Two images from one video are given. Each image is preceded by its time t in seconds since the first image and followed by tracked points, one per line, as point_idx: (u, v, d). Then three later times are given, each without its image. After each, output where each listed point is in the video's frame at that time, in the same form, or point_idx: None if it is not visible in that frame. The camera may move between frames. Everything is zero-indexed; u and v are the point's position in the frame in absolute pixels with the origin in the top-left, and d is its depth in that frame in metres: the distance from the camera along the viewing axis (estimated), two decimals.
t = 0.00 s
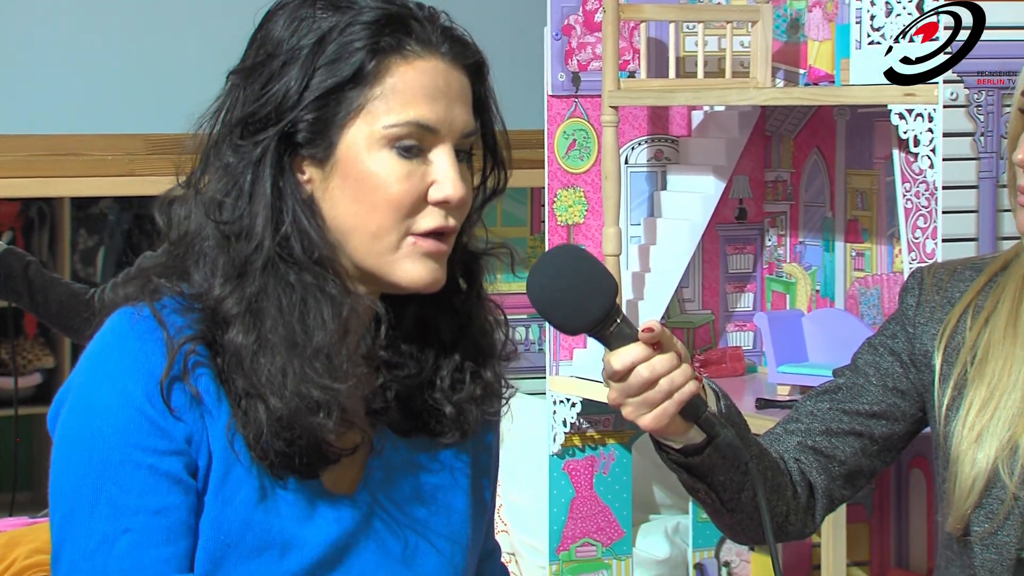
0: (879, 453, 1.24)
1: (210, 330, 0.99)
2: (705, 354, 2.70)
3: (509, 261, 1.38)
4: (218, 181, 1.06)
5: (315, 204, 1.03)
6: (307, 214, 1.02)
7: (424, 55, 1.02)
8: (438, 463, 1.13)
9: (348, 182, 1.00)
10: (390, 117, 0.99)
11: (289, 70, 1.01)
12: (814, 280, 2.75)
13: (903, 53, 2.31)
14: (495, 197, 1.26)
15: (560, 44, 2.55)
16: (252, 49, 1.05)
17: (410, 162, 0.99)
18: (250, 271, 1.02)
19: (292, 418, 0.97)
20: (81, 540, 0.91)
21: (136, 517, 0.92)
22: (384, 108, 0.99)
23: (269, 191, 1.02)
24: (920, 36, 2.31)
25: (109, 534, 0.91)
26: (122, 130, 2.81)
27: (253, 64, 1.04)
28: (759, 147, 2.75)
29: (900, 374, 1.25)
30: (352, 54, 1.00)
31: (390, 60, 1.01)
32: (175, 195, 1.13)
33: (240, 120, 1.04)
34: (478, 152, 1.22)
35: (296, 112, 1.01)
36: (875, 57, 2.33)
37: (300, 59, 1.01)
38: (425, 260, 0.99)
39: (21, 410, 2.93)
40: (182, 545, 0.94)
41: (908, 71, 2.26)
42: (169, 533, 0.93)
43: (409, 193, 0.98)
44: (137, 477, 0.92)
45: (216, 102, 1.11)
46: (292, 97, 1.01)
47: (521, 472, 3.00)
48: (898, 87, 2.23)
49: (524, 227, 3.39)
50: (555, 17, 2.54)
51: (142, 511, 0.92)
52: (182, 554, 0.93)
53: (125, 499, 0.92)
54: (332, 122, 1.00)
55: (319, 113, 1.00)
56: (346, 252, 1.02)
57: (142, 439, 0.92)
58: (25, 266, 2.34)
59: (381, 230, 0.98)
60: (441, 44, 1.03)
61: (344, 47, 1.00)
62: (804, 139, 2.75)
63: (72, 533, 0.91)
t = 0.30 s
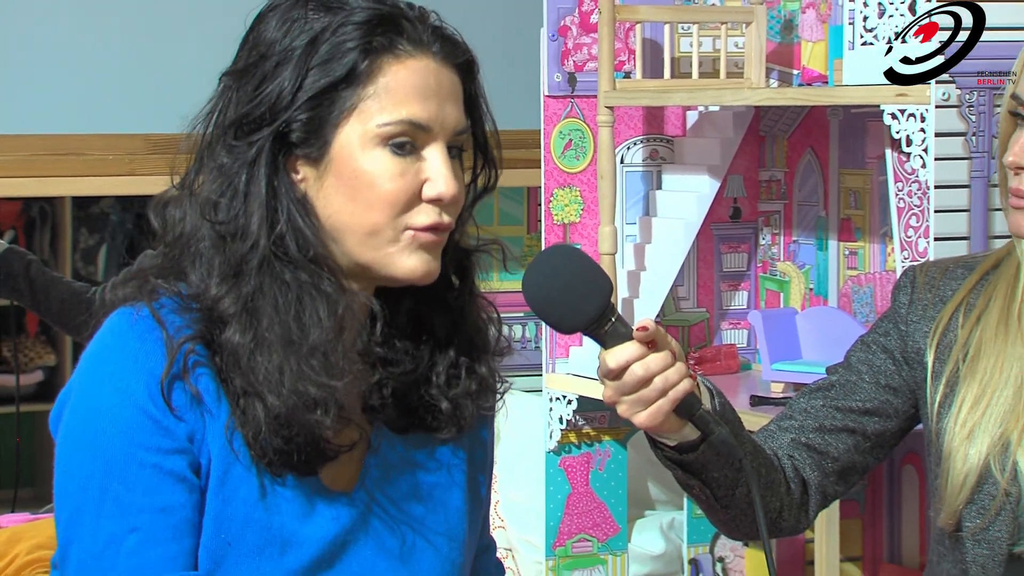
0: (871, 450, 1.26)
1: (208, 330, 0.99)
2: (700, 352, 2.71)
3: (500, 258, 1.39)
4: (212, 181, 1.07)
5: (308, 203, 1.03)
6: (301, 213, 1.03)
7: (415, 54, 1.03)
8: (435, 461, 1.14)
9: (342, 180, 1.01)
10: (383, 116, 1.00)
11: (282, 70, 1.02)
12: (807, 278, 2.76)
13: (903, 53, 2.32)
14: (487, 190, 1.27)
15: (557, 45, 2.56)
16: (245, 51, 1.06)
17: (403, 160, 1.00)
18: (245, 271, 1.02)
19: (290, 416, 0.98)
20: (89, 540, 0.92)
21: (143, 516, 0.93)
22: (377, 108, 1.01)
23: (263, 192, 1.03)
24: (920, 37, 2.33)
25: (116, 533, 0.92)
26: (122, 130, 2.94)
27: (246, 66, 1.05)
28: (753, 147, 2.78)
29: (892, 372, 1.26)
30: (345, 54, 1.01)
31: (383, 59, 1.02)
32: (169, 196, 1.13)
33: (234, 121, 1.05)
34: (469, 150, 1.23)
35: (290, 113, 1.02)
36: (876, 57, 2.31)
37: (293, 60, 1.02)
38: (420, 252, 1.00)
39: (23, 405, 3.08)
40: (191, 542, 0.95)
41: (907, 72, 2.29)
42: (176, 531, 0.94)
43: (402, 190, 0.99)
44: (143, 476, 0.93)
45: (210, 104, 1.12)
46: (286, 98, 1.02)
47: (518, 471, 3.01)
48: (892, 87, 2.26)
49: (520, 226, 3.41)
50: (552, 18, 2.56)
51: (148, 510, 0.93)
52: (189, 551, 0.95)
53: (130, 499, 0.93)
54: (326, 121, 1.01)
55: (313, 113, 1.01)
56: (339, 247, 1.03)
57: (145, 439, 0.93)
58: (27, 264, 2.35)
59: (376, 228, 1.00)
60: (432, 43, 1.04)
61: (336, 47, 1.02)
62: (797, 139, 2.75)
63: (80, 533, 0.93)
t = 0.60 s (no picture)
0: (863, 445, 1.27)
1: (210, 330, 1.00)
2: (694, 349, 2.73)
3: (496, 257, 1.39)
4: (218, 182, 1.07)
5: (315, 203, 1.04)
6: (309, 214, 1.04)
7: (420, 55, 1.04)
8: (436, 461, 1.15)
9: (349, 180, 1.02)
10: (391, 116, 1.02)
11: (289, 73, 1.02)
12: (801, 277, 2.77)
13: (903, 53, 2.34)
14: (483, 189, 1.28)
15: (553, 46, 2.57)
16: (248, 54, 1.06)
17: (411, 159, 1.01)
18: (251, 271, 1.03)
19: (290, 418, 0.99)
20: (86, 536, 0.94)
21: (141, 512, 0.94)
22: (384, 108, 1.02)
23: (272, 192, 1.04)
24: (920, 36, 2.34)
25: (114, 529, 0.94)
26: (122, 130, 2.96)
27: (251, 70, 1.05)
28: (747, 147, 2.79)
29: (885, 367, 1.28)
30: (351, 55, 1.02)
31: (389, 61, 1.03)
32: (172, 198, 1.15)
33: (240, 125, 1.06)
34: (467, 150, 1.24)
35: (299, 116, 1.03)
36: (874, 58, 2.34)
37: (299, 63, 1.02)
38: (429, 251, 1.02)
39: (26, 401, 3.15)
40: (184, 540, 0.96)
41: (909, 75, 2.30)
42: (174, 528, 0.95)
43: (411, 188, 1.01)
44: (142, 473, 0.94)
45: (213, 106, 1.13)
46: (294, 102, 1.02)
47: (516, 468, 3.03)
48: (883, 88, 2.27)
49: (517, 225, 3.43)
50: (547, 20, 2.57)
51: (147, 506, 0.94)
52: (183, 549, 0.96)
53: (129, 495, 0.94)
54: (335, 122, 1.03)
55: (322, 115, 1.02)
56: (347, 250, 1.05)
57: (145, 437, 0.95)
58: (30, 262, 2.38)
59: (385, 225, 1.01)
60: (436, 43, 1.06)
61: (342, 49, 1.03)
62: (791, 139, 2.77)
63: (78, 529, 0.94)
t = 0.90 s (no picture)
0: (856, 442, 1.29)
1: (213, 333, 1.01)
2: (690, 347, 2.74)
3: (492, 255, 1.40)
4: (224, 190, 1.07)
5: (321, 207, 1.06)
6: (316, 216, 1.05)
7: (424, 58, 1.05)
8: (438, 463, 1.16)
9: (357, 182, 1.03)
10: (397, 119, 1.03)
11: (296, 77, 1.03)
12: (795, 276, 2.77)
13: (903, 53, 2.31)
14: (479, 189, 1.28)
15: (550, 47, 2.59)
16: (250, 57, 1.07)
17: (417, 161, 1.03)
18: (258, 274, 1.04)
19: (295, 420, 1.00)
20: (84, 539, 0.95)
21: (138, 515, 0.95)
22: (390, 111, 1.03)
23: (281, 194, 1.04)
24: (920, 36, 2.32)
25: (110, 531, 0.94)
26: (123, 130, 2.98)
27: (256, 74, 1.06)
28: (742, 147, 2.82)
29: (877, 365, 1.30)
30: (358, 58, 1.03)
31: (396, 64, 1.04)
32: (173, 199, 1.15)
33: (247, 128, 1.07)
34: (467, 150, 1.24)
35: (307, 120, 1.03)
36: (874, 57, 2.33)
37: (305, 68, 1.03)
38: (433, 250, 1.04)
39: (27, 400, 3.25)
40: (181, 543, 0.97)
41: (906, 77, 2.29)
42: (169, 531, 0.96)
43: (417, 190, 1.02)
44: (138, 476, 0.95)
45: (215, 108, 1.13)
46: (301, 106, 1.03)
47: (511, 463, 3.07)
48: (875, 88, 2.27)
49: (514, 224, 3.45)
50: (545, 21, 2.58)
51: (143, 510, 0.95)
52: (180, 551, 0.97)
53: (126, 498, 0.95)
54: (343, 125, 1.03)
55: (329, 118, 1.03)
56: (354, 246, 1.05)
57: (143, 440, 0.96)
58: (32, 262, 2.39)
59: (391, 227, 1.02)
60: (439, 46, 1.07)
61: (349, 53, 1.03)
62: (785, 140, 2.76)
63: (76, 531, 0.95)
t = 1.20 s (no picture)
0: (846, 437, 1.30)
1: (212, 333, 1.03)
2: (683, 344, 2.76)
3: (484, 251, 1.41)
4: (224, 190, 1.08)
5: (322, 207, 1.07)
6: (318, 215, 1.06)
7: (424, 59, 1.07)
8: (435, 457, 1.18)
9: (357, 182, 1.05)
10: (397, 120, 1.05)
11: (297, 77, 1.04)
12: (787, 273, 2.80)
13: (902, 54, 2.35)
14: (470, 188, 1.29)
15: (546, 48, 2.59)
16: (250, 58, 1.08)
17: (417, 160, 1.05)
18: (261, 273, 1.06)
19: (294, 417, 1.01)
20: (83, 529, 0.96)
21: (139, 505, 0.96)
22: (390, 111, 1.05)
23: (283, 194, 1.05)
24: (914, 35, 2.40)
25: (111, 522, 0.96)
26: (123, 130, 3.00)
27: (255, 74, 1.07)
28: (734, 147, 2.82)
29: (867, 361, 1.31)
30: (359, 60, 1.04)
31: (396, 65, 1.06)
32: (171, 199, 1.16)
33: (246, 129, 1.07)
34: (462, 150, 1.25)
35: (308, 120, 1.04)
36: (874, 58, 2.35)
37: (307, 68, 1.04)
38: (430, 250, 1.05)
39: (29, 396, 3.20)
40: (178, 535, 0.98)
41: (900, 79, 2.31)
42: (168, 522, 0.97)
43: (415, 189, 1.04)
44: (138, 469, 0.96)
45: (213, 107, 1.14)
46: (303, 107, 1.04)
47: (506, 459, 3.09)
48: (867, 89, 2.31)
49: (510, 223, 3.46)
50: (540, 22, 2.60)
51: (144, 500, 0.96)
52: (178, 543, 0.98)
53: (126, 490, 0.96)
54: (345, 125, 1.05)
55: (331, 118, 1.04)
56: (352, 246, 1.07)
57: (144, 433, 0.97)
58: (34, 260, 2.39)
59: (389, 225, 1.04)
60: (437, 48, 1.09)
61: (349, 54, 1.05)
62: (777, 139, 2.80)
63: (77, 522, 0.96)
